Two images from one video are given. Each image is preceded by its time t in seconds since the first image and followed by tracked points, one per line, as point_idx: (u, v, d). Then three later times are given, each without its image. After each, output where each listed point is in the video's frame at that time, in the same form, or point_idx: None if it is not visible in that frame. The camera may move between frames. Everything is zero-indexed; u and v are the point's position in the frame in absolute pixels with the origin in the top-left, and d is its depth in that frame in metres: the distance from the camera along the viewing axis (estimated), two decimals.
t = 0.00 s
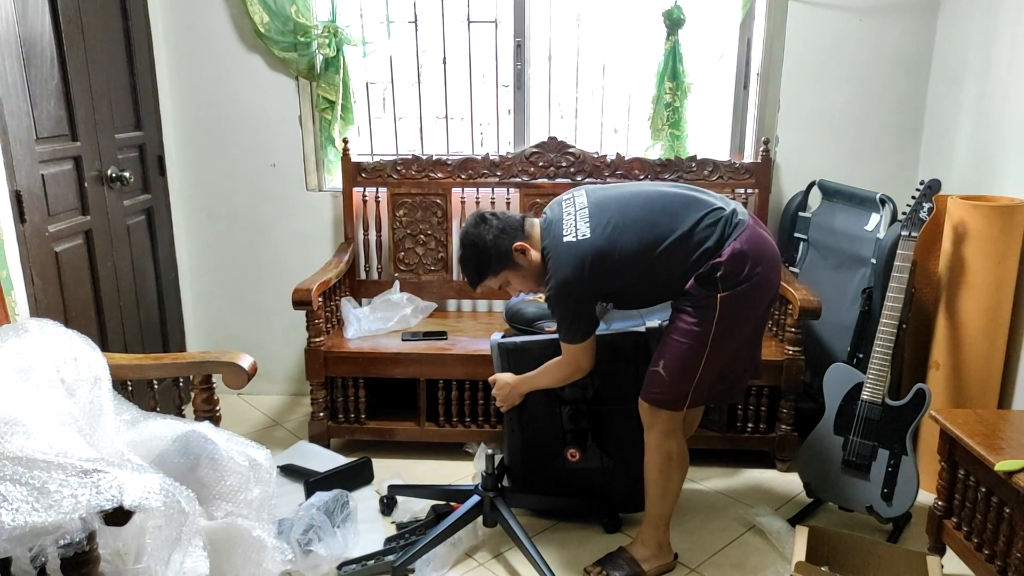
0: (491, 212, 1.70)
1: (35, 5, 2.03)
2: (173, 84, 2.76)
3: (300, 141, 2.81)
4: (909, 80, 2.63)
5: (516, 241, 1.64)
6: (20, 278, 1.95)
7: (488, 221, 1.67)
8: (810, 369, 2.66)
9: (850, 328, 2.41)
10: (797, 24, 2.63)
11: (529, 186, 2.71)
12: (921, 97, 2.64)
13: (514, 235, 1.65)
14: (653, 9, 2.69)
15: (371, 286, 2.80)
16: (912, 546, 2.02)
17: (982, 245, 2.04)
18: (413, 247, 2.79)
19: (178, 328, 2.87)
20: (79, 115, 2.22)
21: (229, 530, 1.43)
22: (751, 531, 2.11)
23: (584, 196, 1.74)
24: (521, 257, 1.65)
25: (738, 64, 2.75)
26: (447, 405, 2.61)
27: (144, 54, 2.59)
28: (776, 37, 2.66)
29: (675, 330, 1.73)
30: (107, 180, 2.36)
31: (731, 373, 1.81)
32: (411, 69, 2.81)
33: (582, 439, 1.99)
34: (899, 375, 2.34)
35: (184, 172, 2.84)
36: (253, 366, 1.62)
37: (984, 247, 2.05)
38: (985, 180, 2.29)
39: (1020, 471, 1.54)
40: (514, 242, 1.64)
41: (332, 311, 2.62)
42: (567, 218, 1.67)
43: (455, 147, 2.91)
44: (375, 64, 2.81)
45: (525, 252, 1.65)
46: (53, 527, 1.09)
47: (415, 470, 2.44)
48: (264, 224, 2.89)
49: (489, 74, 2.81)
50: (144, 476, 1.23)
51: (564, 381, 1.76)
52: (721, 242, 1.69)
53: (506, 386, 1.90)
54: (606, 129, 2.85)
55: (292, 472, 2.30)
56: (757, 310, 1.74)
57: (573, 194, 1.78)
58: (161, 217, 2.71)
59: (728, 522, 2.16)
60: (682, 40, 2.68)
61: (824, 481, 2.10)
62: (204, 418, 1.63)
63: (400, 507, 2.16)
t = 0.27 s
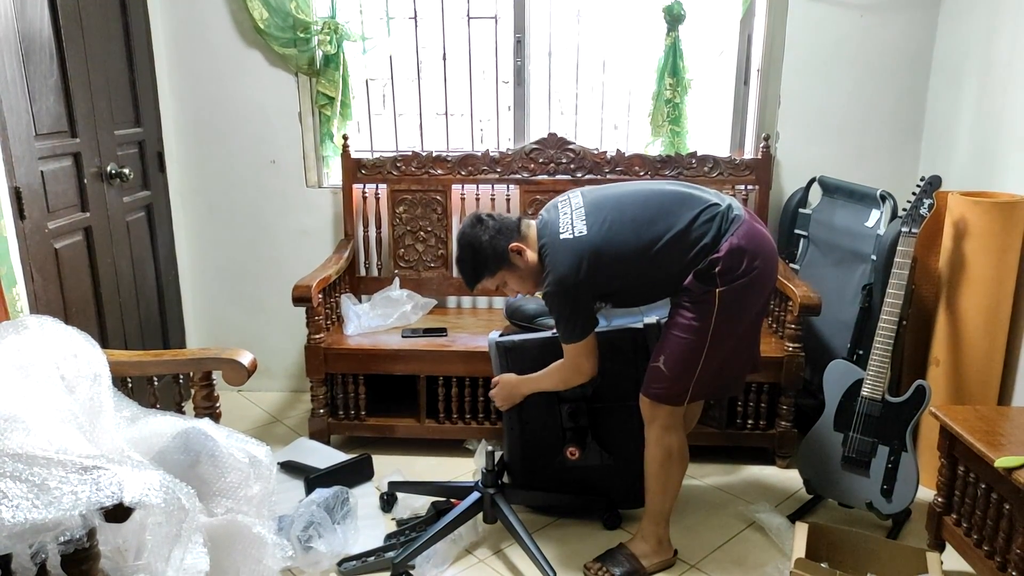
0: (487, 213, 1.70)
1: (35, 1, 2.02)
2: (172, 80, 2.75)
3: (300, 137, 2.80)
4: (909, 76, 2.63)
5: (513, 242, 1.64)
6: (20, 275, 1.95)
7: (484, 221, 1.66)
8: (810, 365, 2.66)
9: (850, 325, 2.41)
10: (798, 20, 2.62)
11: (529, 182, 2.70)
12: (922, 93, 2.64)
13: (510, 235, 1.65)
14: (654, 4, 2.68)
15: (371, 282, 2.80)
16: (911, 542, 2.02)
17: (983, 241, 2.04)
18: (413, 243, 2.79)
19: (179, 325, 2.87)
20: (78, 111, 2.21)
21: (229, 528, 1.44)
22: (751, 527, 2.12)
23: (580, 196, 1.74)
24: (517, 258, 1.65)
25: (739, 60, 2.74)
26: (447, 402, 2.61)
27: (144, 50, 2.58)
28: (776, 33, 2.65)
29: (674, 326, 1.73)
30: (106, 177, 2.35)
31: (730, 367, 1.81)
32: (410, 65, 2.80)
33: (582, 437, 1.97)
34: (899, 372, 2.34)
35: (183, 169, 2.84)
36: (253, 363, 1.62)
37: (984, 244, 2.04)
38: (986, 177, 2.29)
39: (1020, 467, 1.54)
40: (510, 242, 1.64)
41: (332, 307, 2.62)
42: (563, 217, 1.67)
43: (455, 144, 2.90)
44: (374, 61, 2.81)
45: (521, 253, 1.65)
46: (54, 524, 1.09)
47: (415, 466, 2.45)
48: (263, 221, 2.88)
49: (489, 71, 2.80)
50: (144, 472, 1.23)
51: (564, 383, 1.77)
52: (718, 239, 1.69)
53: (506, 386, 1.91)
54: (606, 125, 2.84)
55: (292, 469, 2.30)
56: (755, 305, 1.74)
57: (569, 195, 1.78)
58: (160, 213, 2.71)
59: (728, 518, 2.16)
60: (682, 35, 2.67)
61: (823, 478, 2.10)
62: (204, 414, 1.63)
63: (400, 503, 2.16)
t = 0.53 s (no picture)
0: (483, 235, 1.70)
1: None
2: (172, 79, 2.75)
3: (300, 137, 2.80)
4: (909, 74, 2.63)
5: (509, 264, 1.64)
6: (19, 273, 1.95)
7: (479, 244, 1.66)
8: (810, 364, 2.66)
9: (850, 324, 2.41)
10: (798, 19, 2.62)
11: (529, 181, 2.70)
12: (922, 92, 2.64)
13: (506, 256, 1.65)
14: (654, 3, 2.68)
15: (370, 282, 2.80)
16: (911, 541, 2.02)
17: (982, 240, 2.04)
18: (413, 242, 2.78)
19: (178, 324, 2.87)
20: (78, 110, 2.21)
21: (229, 527, 1.45)
22: (751, 527, 2.12)
23: (571, 208, 1.72)
24: (515, 278, 1.65)
25: (739, 59, 2.74)
26: (447, 401, 2.61)
27: (143, 49, 2.58)
28: (777, 32, 2.65)
29: (671, 324, 1.73)
30: (106, 175, 2.35)
31: (724, 365, 1.82)
32: (410, 64, 2.80)
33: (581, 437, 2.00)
34: (898, 371, 2.34)
35: (183, 168, 2.83)
36: (253, 362, 1.62)
37: (984, 243, 2.04)
38: (986, 175, 2.29)
39: (1019, 466, 1.54)
40: (507, 264, 1.65)
41: (332, 306, 2.62)
42: (557, 232, 1.65)
43: (455, 143, 2.90)
44: (374, 60, 2.81)
45: (518, 273, 1.65)
46: (53, 522, 1.10)
47: (415, 465, 2.45)
48: (263, 220, 2.88)
49: (489, 70, 2.80)
50: (144, 471, 1.23)
51: (589, 424, 1.66)
52: (712, 241, 1.69)
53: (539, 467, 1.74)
54: (606, 124, 2.84)
55: (292, 468, 2.30)
56: (750, 305, 1.74)
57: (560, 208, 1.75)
58: (160, 212, 2.71)
59: (728, 517, 2.16)
60: (682, 34, 2.67)
61: (823, 477, 2.10)
62: (204, 413, 1.63)
63: (400, 502, 2.16)
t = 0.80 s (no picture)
0: (481, 251, 1.64)
1: None
2: (172, 78, 2.75)
3: (300, 136, 2.80)
4: (910, 74, 2.63)
5: (511, 280, 1.60)
6: (20, 273, 1.95)
7: (479, 262, 1.61)
8: (810, 364, 2.66)
9: (850, 323, 2.41)
10: (798, 18, 2.62)
11: (529, 181, 2.70)
12: (922, 92, 2.64)
13: (508, 273, 1.60)
14: (654, 2, 2.68)
15: (371, 281, 2.80)
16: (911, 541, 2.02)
17: (982, 240, 2.04)
18: (413, 242, 2.78)
19: (178, 324, 2.87)
20: (78, 109, 2.21)
21: (230, 526, 1.46)
22: (751, 526, 2.11)
23: (569, 221, 1.69)
24: (519, 294, 1.61)
25: (739, 58, 2.74)
26: (447, 400, 2.61)
27: (144, 49, 2.58)
28: (777, 31, 2.65)
29: (673, 324, 1.73)
30: (106, 175, 2.35)
31: (723, 364, 1.83)
32: (410, 64, 2.80)
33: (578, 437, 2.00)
34: (898, 370, 2.34)
35: (183, 167, 2.83)
36: (253, 362, 1.62)
37: (984, 243, 2.04)
38: (986, 175, 2.29)
39: (1019, 466, 1.54)
40: (509, 281, 1.60)
41: (332, 306, 2.62)
42: (558, 249, 1.62)
43: (455, 143, 2.90)
44: (374, 59, 2.81)
45: (521, 289, 1.61)
46: (54, 522, 1.10)
47: (415, 465, 2.45)
48: (263, 220, 2.88)
49: (489, 69, 2.80)
50: (144, 471, 1.23)
51: (575, 442, 1.73)
52: (714, 246, 1.69)
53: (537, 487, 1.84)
54: (606, 124, 2.84)
55: (292, 468, 2.30)
56: (752, 306, 1.76)
57: (557, 221, 1.71)
58: (160, 212, 2.71)
59: (728, 517, 2.16)
60: (683, 34, 2.67)
61: (823, 476, 2.10)
62: (204, 412, 1.63)
63: (400, 501, 2.16)
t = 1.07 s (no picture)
0: (484, 255, 1.61)
1: None
2: (172, 78, 2.75)
3: (300, 136, 2.80)
4: (910, 74, 2.63)
5: (516, 286, 1.58)
6: (20, 273, 1.95)
7: (483, 266, 1.58)
8: (810, 364, 2.66)
9: (850, 323, 2.41)
10: (798, 18, 2.62)
11: (529, 181, 2.70)
12: (922, 92, 2.64)
13: (512, 278, 1.58)
14: (654, 2, 2.68)
15: (371, 281, 2.80)
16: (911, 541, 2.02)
17: (983, 239, 2.04)
18: (413, 242, 2.78)
19: (178, 324, 2.87)
20: (78, 109, 2.21)
21: (230, 526, 1.46)
22: (751, 526, 2.11)
23: (573, 226, 1.66)
24: (522, 300, 1.59)
25: (739, 58, 2.74)
26: (447, 400, 2.61)
27: (144, 49, 2.58)
28: (777, 31, 2.65)
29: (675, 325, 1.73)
30: (106, 175, 2.35)
31: (724, 364, 1.84)
32: (410, 63, 2.80)
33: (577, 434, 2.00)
34: (898, 370, 2.34)
35: (183, 167, 2.83)
36: (253, 362, 1.62)
37: (984, 243, 2.04)
38: (986, 175, 2.29)
39: (1019, 466, 1.54)
40: (514, 287, 1.58)
41: (332, 306, 2.62)
42: (563, 256, 1.59)
43: (455, 143, 2.90)
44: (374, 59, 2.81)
45: (525, 295, 1.59)
46: (53, 522, 1.10)
47: (415, 465, 2.45)
48: (263, 220, 2.88)
49: (489, 69, 2.80)
50: (144, 471, 1.23)
51: (566, 448, 1.73)
52: (719, 248, 1.68)
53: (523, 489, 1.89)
54: (606, 124, 2.84)
55: (292, 467, 2.30)
56: (755, 306, 1.76)
57: (560, 225, 1.67)
58: (160, 212, 2.71)
59: (728, 517, 2.16)
60: (683, 34, 2.67)
61: (823, 476, 2.10)
62: (204, 412, 1.63)
63: (400, 501, 2.16)
